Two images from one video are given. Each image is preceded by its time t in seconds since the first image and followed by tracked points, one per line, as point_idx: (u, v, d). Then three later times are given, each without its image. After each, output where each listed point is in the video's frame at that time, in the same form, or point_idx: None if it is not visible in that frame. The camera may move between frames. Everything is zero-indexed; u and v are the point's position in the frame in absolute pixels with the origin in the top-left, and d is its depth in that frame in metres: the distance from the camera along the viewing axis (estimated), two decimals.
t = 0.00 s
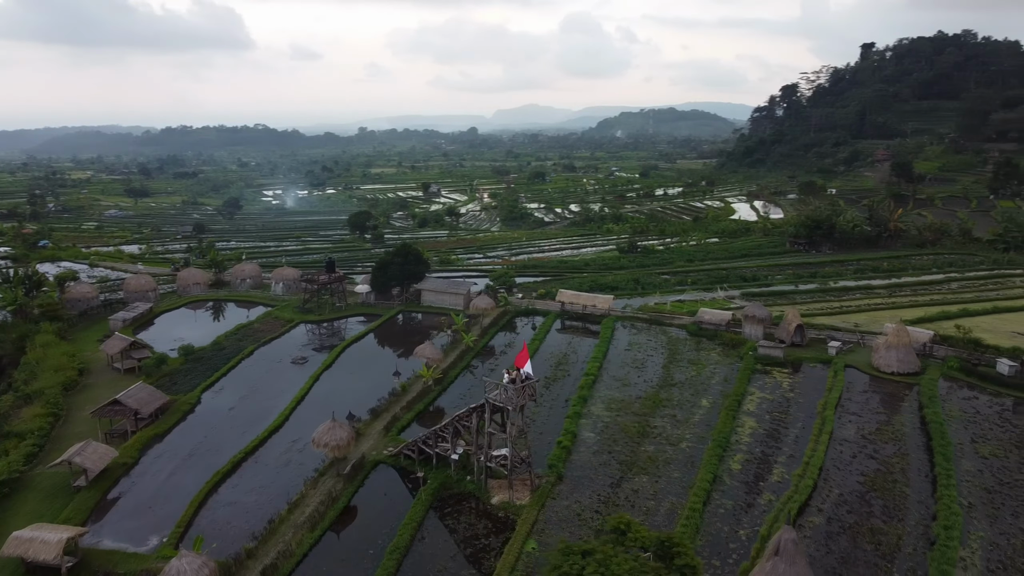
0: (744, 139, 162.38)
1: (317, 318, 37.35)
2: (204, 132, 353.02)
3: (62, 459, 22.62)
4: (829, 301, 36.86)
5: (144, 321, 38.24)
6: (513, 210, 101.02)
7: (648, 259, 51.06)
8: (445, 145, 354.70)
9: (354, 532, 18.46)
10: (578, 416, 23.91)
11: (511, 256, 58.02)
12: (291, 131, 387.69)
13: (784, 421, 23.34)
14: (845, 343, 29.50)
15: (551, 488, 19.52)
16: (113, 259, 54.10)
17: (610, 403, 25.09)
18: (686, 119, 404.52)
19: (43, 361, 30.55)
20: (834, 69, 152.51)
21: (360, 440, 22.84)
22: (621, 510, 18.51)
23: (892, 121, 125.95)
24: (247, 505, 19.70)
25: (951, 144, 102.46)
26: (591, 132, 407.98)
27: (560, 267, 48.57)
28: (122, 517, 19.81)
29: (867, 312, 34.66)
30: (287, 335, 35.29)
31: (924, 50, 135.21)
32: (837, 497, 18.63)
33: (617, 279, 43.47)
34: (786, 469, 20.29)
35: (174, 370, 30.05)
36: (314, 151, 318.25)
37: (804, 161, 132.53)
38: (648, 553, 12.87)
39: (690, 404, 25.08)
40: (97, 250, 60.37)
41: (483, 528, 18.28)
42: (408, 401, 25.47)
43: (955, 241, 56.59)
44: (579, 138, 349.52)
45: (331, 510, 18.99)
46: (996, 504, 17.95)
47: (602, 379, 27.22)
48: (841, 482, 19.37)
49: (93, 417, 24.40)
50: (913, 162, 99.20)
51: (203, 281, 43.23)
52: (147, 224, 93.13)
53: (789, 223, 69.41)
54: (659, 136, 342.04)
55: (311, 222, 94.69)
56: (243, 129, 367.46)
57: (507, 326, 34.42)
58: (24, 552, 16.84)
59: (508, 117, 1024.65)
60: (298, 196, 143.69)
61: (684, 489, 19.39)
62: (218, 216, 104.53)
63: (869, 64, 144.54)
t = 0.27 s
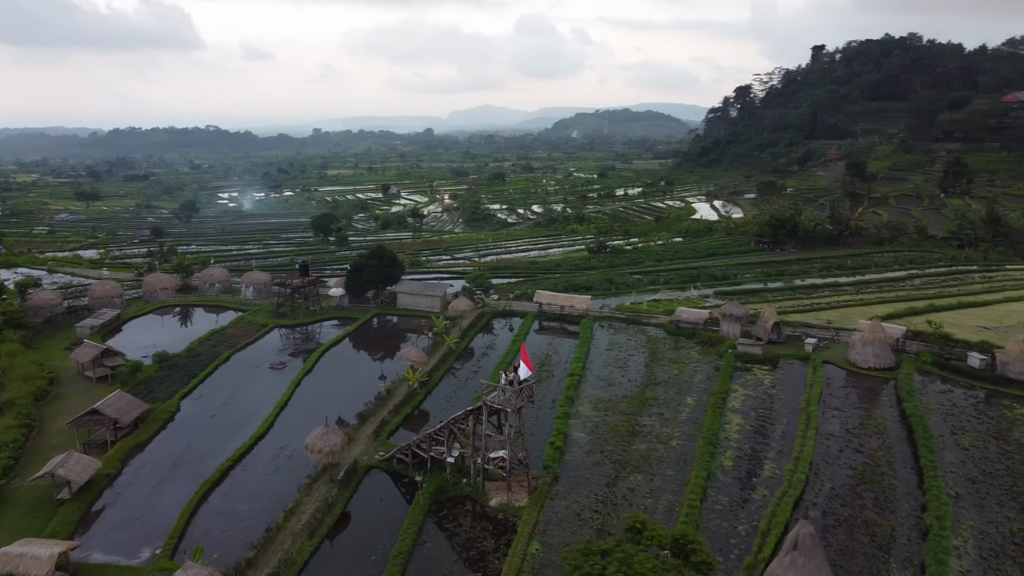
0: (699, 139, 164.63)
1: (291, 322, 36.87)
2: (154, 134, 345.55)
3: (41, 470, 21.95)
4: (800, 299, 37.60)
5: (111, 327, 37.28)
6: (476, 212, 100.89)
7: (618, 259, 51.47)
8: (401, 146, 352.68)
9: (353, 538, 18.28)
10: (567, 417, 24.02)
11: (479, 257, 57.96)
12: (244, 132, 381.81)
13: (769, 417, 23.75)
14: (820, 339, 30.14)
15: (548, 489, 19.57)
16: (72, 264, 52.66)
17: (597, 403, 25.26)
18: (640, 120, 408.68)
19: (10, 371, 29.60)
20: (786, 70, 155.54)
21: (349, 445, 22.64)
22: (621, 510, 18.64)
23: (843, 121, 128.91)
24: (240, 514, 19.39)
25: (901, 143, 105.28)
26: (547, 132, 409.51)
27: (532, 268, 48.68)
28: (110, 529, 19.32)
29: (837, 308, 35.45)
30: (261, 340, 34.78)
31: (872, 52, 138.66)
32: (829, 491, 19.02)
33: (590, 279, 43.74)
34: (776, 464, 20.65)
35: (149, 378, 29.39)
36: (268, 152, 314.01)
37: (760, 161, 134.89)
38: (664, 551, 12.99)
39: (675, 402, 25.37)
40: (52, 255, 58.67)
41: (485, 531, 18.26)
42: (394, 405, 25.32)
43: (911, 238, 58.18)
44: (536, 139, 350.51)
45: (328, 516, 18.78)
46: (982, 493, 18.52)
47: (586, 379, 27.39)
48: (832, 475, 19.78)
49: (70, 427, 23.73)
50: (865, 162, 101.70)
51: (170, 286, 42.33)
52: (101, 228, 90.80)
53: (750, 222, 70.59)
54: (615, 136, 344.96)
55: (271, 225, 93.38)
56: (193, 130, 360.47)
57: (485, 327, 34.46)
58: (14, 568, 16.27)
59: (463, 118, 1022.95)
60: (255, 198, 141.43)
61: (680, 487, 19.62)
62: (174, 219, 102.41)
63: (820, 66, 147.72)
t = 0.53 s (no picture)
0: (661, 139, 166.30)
1: (268, 326, 36.39)
2: (106, 135, 338.08)
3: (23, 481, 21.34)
4: (773, 296, 38.22)
5: (81, 334, 36.38)
6: (442, 213, 100.48)
7: (591, 259, 51.78)
8: (361, 146, 350.14)
9: (351, 544, 18.10)
10: (558, 416, 24.11)
11: (451, 258, 57.83)
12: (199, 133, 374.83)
13: (755, 413, 24.12)
14: (798, 337, 30.67)
15: (545, 490, 19.62)
16: (33, 270, 51.23)
17: (586, 403, 25.40)
18: (600, 120, 411.43)
19: None
20: (745, 71, 157.90)
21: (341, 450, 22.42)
22: (620, 508, 18.76)
23: (801, 121, 131.21)
24: (234, 522, 19.10)
25: (858, 143, 107.51)
26: (508, 132, 409.92)
27: (506, 268, 48.74)
28: (99, 540, 18.87)
29: (811, 305, 36.11)
30: (238, 344, 34.27)
31: (828, 53, 141.35)
32: (822, 485, 19.37)
33: (566, 279, 43.93)
34: (768, 460, 20.96)
35: (126, 385, 28.77)
36: (225, 153, 309.50)
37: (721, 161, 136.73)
38: (678, 548, 13.14)
39: (662, 400, 25.61)
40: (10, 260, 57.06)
41: (486, 533, 18.25)
42: (382, 408, 25.14)
43: (874, 236, 59.46)
44: (497, 140, 350.66)
45: (326, 522, 18.56)
46: (969, 485, 19.03)
47: (572, 379, 27.52)
48: (823, 470, 20.16)
49: (49, 436, 23.12)
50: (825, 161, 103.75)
51: (140, 291, 41.50)
52: (58, 232, 88.60)
53: (717, 222, 71.54)
54: (575, 137, 346.76)
55: (234, 227, 92.05)
56: (147, 131, 353.28)
57: (466, 329, 34.42)
58: None
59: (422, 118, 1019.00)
60: (215, 200, 139.22)
61: (675, 485, 19.82)
62: (133, 223, 100.35)
63: (778, 67, 150.16)
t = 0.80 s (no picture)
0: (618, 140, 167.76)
1: (242, 331, 35.81)
2: (50, 137, 328.79)
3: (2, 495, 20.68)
4: (745, 295, 38.85)
5: (46, 342, 35.35)
6: (404, 215, 99.86)
7: (560, 259, 52.01)
8: (316, 148, 346.43)
9: (351, 549, 17.92)
10: (547, 417, 24.20)
11: (419, 260, 57.55)
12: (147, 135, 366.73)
13: (740, 410, 24.49)
14: (774, 334, 31.23)
15: (542, 491, 19.68)
16: None
17: (573, 403, 25.54)
18: (555, 121, 413.37)
19: None
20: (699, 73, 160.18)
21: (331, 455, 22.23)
22: (618, 508, 18.90)
23: (756, 121, 133.52)
24: (228, 532, 18.80)
25: (811, 143, 109.81)
26: (463, 133, 409.32)
27: (477, 269, 48.72)
28: (88, 554, 18.38)
29: (782, 303, 36.79)
30: (212, 350, 33.65)
31: (779, 56, 144.09)
32: (813, 479, 19.76)
33: (538, 280, 44.06)
34: (758, 456, 21.31)
35: (100, 394, 28.05)
36: (176, 155, 303.49)
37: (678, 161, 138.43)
38: (692, 544, 13.32)
39: (648, 399, 25.86)
40: None
41: (486, 535, 18.26)
42: (369, 412, 24.98)
43: (833, 234, 60.78)
44: (452, 141, 349.83)
45: (323, 529, 18.36)
46: (953, 475, 19.61)
47: (557, 380, 27.62)
48: (812, 464, 20.57)
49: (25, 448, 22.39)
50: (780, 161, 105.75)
51: (105, 297, 40.50)
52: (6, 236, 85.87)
53: (680, 221, 72.43)
54: (531, 138, 347.94)
55: (191, 231, 90.30)
56: (93, 133, 344.33)
57: (445, 331, 34.32)
58: None
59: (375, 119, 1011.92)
60: (168, 203, 136.38)
61: (670, 483, 20.04)
62: (85, 227, 97.77)
63: (731, 69, 152.56)
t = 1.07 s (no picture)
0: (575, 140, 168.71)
1: (215, 336, 35.17)
2: None
3: None
4: (718, 293, 39.42)
5: (10, 351, 34.29)
6: (365, 217, 99.02)
7: (530, 260, 52.14)
8: (269, 149, 341.55)
9: (350, 555, 17.73)
10: (536, 418, 24.28)
11: (387, 262, 57.14)
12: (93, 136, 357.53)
13: (725, 407, 24.86)
14: (751, 332, 31.75)
15: (539, 492, 19.74)
16: None
17: (560, 403, 25.66)
18: (511, 121, 414.10)
19: None
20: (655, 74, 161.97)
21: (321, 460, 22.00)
22: (615, 507, 19.04)
23: (712, 122, 135.48)
24: (222, 541, 18.47)
25: (767, 143, 111.80)
26: (419, 134, 407.58)
27: (448, 271, 48.59)
28: (77, 567, 17.88)
29: (755, 301, 37.43)
30: (185, 356, 32.97)
31: (733, 57, 146.43)
32: (803, 474, 20.15)
33: (511, 280, 44.12)
34: (747, 452, 21.65)
35: (73, 404, 27.27)
36: (124, 157, 296.53)
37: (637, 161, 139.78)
38: (705, 541, 13.55)
39: (633, 398, 26.08)
40: None
41: (487, 537, 18.27)
42: (355, 417, 24.78)
43: (794, 232, 61.98)
44: (408, 141, 348.04)
45: (321, 536, 18.13)
46: (936, 466, 20.19)
47: (541, 380, 27.72)
48: (801, 459, 20.98)
49: (1, 460, 21.69)
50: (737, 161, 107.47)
51: (69, 304, 39.45)
52: None
53: (644, 221, 73.14)
54: (487, 138, 348.04)
55: (147, 234, 88.26)
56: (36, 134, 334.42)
57: (423, 333, 34.17)
58: None
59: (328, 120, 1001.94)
60: (120, 207, 133.12)
61: (664, 480, 20.25)
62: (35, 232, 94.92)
63: (686, 70, 154.55)
